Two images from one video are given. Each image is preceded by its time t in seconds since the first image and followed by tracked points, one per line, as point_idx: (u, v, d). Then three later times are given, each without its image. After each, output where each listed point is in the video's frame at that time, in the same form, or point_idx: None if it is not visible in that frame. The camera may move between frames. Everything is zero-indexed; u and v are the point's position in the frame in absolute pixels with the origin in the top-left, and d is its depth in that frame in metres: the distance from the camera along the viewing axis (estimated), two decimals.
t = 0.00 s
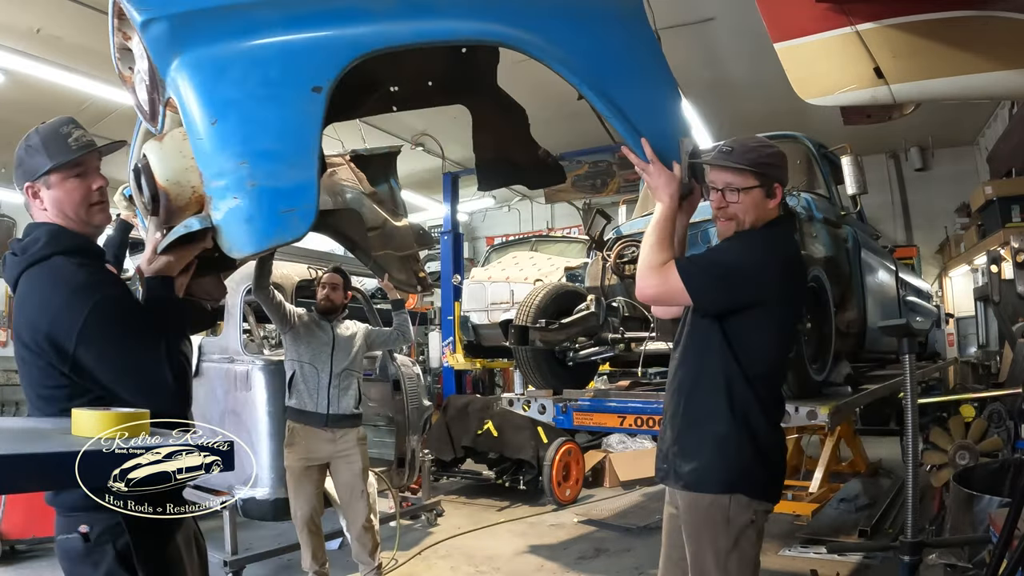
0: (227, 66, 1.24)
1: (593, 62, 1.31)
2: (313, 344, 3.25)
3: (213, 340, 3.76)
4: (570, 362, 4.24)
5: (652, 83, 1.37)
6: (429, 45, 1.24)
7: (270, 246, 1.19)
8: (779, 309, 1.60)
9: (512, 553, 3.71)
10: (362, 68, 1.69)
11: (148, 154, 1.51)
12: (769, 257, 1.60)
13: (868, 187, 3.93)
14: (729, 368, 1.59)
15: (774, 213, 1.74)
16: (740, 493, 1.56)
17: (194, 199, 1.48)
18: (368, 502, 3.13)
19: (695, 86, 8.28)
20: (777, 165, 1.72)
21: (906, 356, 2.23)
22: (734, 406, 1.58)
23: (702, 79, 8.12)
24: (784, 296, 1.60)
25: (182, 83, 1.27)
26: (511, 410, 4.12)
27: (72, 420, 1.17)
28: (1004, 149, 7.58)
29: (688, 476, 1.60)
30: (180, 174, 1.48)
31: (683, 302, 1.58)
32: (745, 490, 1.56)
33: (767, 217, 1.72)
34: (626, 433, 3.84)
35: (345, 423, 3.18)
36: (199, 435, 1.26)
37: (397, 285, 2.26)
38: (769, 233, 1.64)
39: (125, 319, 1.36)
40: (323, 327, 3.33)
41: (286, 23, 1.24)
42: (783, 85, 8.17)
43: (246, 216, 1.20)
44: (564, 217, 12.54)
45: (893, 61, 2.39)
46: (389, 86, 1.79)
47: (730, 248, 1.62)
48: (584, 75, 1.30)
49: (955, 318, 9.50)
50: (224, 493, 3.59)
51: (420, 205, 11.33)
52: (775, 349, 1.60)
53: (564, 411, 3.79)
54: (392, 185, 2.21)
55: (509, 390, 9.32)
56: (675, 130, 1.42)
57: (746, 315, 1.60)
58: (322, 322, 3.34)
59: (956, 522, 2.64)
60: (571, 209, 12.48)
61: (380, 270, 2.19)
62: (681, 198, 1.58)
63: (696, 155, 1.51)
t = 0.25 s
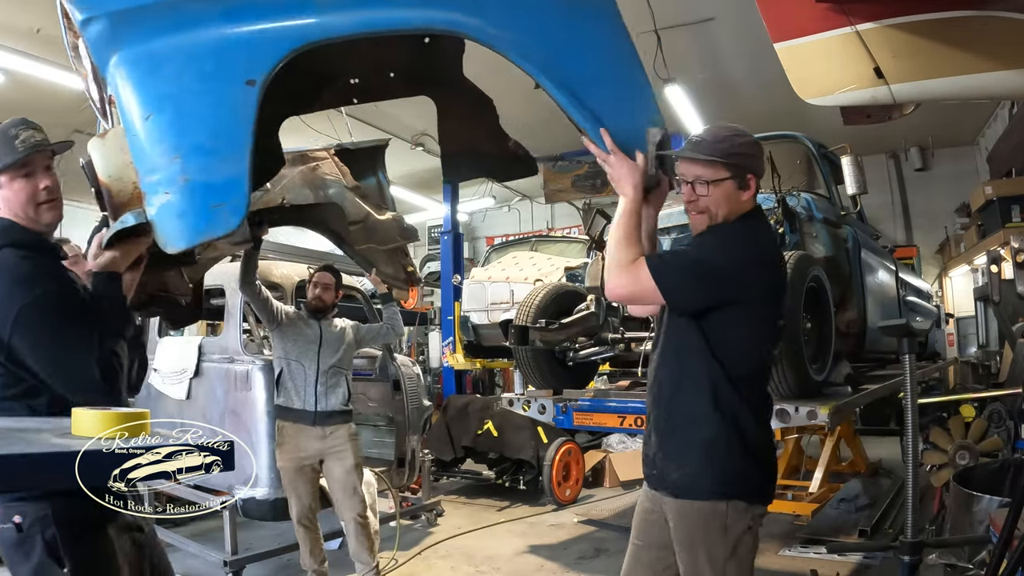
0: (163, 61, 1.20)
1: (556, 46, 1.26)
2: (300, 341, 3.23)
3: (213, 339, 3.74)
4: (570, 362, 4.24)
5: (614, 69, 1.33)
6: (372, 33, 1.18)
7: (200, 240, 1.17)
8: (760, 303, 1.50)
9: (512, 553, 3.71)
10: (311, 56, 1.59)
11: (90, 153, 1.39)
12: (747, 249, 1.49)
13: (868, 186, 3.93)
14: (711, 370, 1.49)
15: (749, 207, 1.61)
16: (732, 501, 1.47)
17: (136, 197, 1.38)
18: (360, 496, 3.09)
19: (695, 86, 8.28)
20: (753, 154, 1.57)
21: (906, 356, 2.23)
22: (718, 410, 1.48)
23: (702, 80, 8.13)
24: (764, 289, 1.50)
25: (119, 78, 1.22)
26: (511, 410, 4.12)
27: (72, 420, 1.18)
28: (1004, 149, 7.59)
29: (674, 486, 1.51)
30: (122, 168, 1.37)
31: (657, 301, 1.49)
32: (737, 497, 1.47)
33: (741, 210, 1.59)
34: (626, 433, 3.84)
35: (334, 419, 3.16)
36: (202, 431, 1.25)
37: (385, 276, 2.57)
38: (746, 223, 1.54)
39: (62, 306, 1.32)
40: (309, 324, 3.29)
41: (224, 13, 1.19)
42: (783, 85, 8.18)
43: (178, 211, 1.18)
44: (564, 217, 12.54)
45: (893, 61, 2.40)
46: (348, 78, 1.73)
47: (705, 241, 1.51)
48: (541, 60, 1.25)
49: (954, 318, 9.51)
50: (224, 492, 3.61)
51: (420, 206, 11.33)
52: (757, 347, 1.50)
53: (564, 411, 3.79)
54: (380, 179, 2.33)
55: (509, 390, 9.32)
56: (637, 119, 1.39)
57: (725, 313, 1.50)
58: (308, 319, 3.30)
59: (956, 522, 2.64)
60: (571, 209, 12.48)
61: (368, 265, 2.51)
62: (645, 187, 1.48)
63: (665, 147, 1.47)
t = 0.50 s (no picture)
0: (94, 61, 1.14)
1: (496, 28, 1.12)
2: (288, 344, 3.21)
3: (213, 339, 3.75)
4: (570, 362, 4.24)
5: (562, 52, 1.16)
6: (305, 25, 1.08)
7: (122, 241, 1.09)
8: (717, 303, 1.38)
9: (512, 553, 3.71)
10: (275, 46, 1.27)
11: (32, 154, 1.58)
12: (701, 248, 1.39)
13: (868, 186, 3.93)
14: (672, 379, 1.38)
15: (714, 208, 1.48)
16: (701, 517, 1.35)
17: (71, 197, 1.59)
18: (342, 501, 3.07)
19: (695, 87, 8.27)
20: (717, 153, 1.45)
21: (906, 356, 2.23)
22: (680, 421, 1.35)
23: (703, 80, 8.13)
24: (722, 289, 1.39)
25: (52, 79, 1.18)
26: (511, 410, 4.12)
27: (73, 420, 1.19)
28: (1004, 149, 7.59)
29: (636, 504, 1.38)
30: (58, 171, 1.56)
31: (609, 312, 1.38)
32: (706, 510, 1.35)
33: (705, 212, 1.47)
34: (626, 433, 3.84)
35: (322, 421, 3.14)
36: (201, 432, 1.25)
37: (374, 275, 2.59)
38: (701, 224, 1.43)
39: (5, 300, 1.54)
40: (298, 325, 3.27)
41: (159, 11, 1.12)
42: (783, 85, 8.18)
43: (102, 210, 1.11)
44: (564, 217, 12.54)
45: (893, 61, 2.40)
46: (305, 74, 1.48)
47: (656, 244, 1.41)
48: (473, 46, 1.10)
49: (954, 318, 9.52)
50: (224, 492, 3.61)
51: (420, 206, 11.33)
52: (719, 352, 1.39)
53: (564, 411, 3.80)
54: (372, 177, 2.21)
55: (509, 390, 9.32)
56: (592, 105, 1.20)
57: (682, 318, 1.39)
58: (297, 320, 3.28)
59: (956, 522, 2.64)
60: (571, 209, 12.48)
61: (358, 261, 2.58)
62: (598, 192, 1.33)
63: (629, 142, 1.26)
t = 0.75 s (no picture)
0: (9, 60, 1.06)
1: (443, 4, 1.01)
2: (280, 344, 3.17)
3: (213, 339, 3.74)
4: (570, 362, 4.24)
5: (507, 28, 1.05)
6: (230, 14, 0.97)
7: (40, 237, 1.04)
8: (678, 316, 1.31)
9: (512, 553, 3.71)
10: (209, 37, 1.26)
11: None
12: (667, 260, 1.30)
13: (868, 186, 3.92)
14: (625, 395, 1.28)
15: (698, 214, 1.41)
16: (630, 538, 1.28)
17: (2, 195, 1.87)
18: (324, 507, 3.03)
19: (695, 86, 8.27)
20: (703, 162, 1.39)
21: (906, 357, 2.23)
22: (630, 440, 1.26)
23: (703, 80, 8.13)
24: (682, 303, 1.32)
25: None
26: (511, 410, 4.12)
27: (72, 420, 1.19)
28: (1004, 149, 7.59)
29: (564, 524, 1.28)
30: None
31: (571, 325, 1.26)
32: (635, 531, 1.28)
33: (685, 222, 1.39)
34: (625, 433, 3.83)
35: (315, 427, 3.10)
36: (198, 432, 1.25)
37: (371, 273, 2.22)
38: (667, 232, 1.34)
39: None
40: (291, 325, 3.23)
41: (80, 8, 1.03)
42: (782, 85, 8.18)
43: (20, 209, 1.05)
44: (564, 217, 12.54)
45: (893, 61, 2.40)
46: (253, 65, 1.44)
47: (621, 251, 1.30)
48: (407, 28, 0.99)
49: (954, 318, 9.53)
50: (224, 492, 3.61)
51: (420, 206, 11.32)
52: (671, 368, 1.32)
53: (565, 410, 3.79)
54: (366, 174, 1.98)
55: (509, 390, 9.32)
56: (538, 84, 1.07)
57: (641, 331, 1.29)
58: (290, 321, 3.24)
59: (956, 522, 2.63)
60: (571, 209, 12.48)
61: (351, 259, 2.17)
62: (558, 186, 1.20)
63: (584, 124, 1.12)
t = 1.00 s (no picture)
0: None
1: None
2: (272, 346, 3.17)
3: (213, 339, 3.75)
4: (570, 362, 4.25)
5: None
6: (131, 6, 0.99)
7: None
8: (651, 333, 1.23)
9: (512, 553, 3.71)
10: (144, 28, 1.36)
11: None
12: (650, 271, 1.21)
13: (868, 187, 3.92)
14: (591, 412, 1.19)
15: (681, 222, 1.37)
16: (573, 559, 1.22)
17: None
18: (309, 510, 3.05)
19: (695, 86, 8.27)
20: (690, 171, 1.36)
21: (906, 356, 2.23)
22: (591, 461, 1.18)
23: (702, 80, 8.13)
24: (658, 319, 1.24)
25: None
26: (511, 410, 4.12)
27: (73, 420, 1.19)
28: (1004, 149, 7.58)
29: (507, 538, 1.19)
30: None
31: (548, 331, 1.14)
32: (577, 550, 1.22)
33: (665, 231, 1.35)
34: (625, 433, 3.83)
35: (305, 429, 3.10)
36: (199, 432, 1.25)
37: (361, 272, 2.11)
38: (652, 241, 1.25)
39: None
40: (284, 326, 3.23)
41: None
42: (782, 85, 8.18)
43: None
44: (564, 217, 12.54)
45: (893, 61, 2.40)
46: (193, 56, 1.48)
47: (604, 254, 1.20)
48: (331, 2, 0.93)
49: (955, 318, 9.52)
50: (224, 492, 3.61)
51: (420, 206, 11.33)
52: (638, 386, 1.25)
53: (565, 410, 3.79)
54: (357, 167, 1.97)
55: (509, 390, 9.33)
56: (478, 53, 0.95)
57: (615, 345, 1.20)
58: (283, 321, 3.23)
59: (956, 522, 2.63)
60: (571, 209, 12.49)
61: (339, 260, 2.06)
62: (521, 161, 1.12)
63: (537, 96, 0.99)
